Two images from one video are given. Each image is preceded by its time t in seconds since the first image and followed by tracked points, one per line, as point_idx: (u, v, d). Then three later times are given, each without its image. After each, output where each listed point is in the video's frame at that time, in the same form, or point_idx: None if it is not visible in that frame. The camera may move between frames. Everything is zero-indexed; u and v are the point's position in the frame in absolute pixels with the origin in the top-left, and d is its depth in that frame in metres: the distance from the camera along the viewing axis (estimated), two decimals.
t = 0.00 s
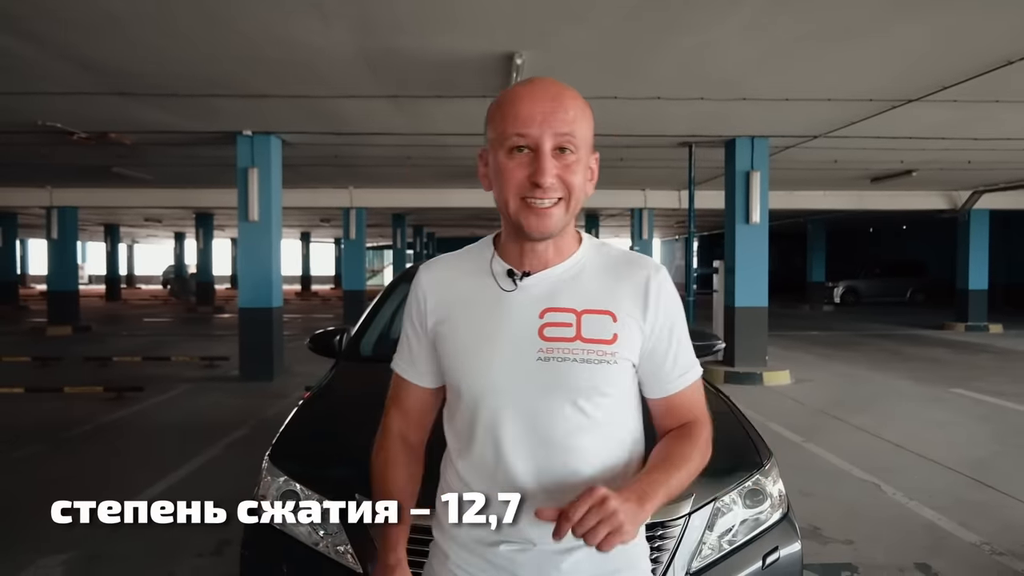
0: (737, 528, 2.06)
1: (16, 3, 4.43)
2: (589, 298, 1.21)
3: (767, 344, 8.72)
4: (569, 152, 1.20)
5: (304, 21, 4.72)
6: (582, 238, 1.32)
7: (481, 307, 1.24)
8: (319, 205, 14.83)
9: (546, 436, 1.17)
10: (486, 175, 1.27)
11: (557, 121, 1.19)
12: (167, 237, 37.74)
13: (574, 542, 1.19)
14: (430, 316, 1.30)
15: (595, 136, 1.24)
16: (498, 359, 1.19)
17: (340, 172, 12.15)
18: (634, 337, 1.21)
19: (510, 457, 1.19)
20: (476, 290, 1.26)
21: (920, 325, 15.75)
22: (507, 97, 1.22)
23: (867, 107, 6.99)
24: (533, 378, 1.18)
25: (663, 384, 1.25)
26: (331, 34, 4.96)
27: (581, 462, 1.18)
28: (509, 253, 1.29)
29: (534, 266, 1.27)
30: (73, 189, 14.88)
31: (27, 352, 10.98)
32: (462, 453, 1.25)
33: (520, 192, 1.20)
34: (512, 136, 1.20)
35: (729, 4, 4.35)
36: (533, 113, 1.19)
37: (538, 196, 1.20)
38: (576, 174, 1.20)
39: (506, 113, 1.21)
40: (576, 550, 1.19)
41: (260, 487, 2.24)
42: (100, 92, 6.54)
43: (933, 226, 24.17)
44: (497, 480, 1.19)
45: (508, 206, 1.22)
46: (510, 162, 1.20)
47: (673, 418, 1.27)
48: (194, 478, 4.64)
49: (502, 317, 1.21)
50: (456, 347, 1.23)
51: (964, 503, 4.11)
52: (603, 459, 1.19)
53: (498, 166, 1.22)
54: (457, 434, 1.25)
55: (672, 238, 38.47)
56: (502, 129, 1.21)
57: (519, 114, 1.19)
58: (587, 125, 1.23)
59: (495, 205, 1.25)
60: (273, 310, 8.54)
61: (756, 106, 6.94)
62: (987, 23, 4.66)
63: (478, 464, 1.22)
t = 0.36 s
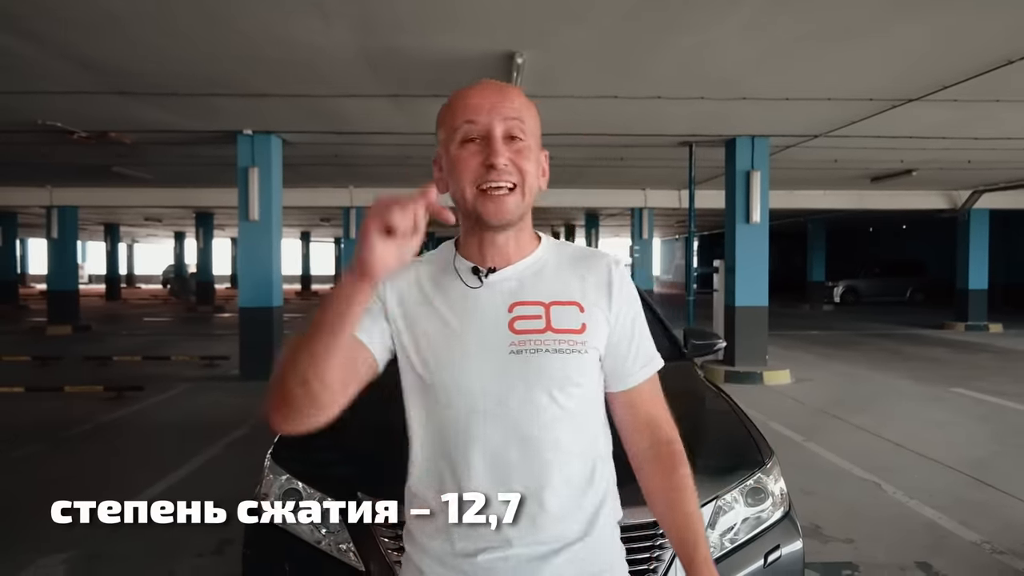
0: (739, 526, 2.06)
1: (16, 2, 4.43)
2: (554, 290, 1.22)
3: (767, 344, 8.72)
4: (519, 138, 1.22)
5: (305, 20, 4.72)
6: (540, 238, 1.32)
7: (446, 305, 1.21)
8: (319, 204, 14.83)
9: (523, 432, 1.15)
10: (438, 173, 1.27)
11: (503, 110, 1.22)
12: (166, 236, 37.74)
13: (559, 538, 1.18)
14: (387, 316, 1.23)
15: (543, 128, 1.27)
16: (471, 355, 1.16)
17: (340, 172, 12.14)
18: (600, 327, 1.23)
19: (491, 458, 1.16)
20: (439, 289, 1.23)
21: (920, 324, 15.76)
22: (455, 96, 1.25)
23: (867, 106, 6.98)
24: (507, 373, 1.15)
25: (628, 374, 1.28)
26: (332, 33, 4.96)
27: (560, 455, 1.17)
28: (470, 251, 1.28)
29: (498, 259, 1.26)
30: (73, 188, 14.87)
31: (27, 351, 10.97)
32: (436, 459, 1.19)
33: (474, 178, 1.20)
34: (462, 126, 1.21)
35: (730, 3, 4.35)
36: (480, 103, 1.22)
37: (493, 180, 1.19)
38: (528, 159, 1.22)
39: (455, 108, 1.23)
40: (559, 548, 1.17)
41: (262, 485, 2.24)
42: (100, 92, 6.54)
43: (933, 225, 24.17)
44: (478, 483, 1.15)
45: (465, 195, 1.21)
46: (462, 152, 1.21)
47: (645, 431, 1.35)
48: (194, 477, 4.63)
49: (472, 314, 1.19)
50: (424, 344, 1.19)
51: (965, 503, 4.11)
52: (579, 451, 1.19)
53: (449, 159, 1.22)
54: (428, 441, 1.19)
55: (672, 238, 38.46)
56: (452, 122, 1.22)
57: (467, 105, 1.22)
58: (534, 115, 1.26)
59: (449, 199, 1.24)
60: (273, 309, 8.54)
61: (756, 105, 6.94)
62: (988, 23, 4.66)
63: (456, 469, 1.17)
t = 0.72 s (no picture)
0: (741, 527, 2.07)
1: (17, 2, 4.44)
2: (552, 296, 1.24)
3: (768, 344, 8.72)
4: (519, 149, 1.21)
5: (306, 21, 4.73)
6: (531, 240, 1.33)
7: (446, 309, 1.19)
8: (320, 204, 14.83)
9: (527, 437, 1.16)
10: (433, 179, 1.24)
11: (505, 118, 1.19)
12: (167, 236, 37.78)
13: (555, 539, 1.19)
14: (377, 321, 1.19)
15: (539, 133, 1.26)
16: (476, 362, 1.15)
17: (341, 172, 12.14)
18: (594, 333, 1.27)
19: (495, 462, 1.15)
20: (437, 293, 1.21)
21: (920, 325, 15.74)
22: (450, 97, 1.20)
23: (868, 107, 6.98)
24: (513, 380, 1.15)
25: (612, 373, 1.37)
26: (333, 33, 4.97)
27: (558, 458, 1.19)
28: (464, 255, 1.26)
29: (494, 265, 1.26)
30: (73, 189, 14.88)
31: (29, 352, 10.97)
32: (434, 463, 1.16)
33: (475, 191, 1.18)
34: (463, 137, 1.18)
35: (731, 3, 4.36)
36: (481, 110, 1.18)
37: (496, 195, 1.18)
38: (527, 170, 1.21)
39: (453, 113, 1.19)
40: (553, 548, 1.19)
41: (264, 485, 2.25)
42: (101, 92, 6.54)
43: (934, 225, 24.14)
44: (481, 484, 1.13)
45: (465, 208, 1.19)
46: (461, 163, 1.18)
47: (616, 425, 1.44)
48: (196, 477, 4.64)
49: (474, 321, 1.18)
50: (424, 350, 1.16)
51: (966, 503, 4.11)
52: (572, 452, 1.22)
53: (447, 168, 1.19)
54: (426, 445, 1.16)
55: (673, 238, 38.45)
56: (450, 129, 1.18)
57: (467, 112, 1.18)
58: (531, 121, 1.25)
59: (447, 208, 1.21)
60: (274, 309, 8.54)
61: (757, 106, 6.95)
62: (989, 23, 4.67)
63: (458, 473, 1.15)
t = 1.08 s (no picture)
0: (741, 526, 2.07)
1: (17, 2, 4.44)
2: (545, 298, 1.23)
3: (768, 343, 8.73)
4: (517, 164, 1.19)
5: (306, 20, 4.73)
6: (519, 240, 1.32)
7: (441, 315, 1.17)
8: (320, 204, 14.82)
9: (526, 438, 1.16)
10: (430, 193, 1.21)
11: (504, 134, 1.16)
12: (166, 236, 37.76)
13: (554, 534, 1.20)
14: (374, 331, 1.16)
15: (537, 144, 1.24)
16: (476, 365, 1.14)
17: (340, 171, 12.14)
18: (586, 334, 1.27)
19: (496, 462, 1.15)
20: (431, 300, 1.18)
21: (920, 324, 15.73)
22: (447, 109, 1.16)
23: (868, 106, 6.98)
24: (511, 383, 1.15)
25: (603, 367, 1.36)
26: (333, 33, 4.97)
27: (556, 456, 1.20)
28: (458, 263, 1.23)
29: (489, 275, 1.24)
30: (73, 188, 14.88)
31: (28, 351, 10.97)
32: (433, 465, 1.15)
33: (474, 212, 1.17)
34: (462, 155, 1.15)
35: (731, 3, 4.35)
36: (481, 127, 1.15)
37: (495, 215, 1.17)
38: (524, 187, 1.20)
39: (451, 128, 1.15)
40: (551, 542, 1.19)
41: (264, 485, 2.24)
42: (101, 91, 6.54)
43: (933, 225, 24.14)
44: (481, 485, 1.13)
45: (463, 227, 1.18)
46: (460, 182, 1.16)
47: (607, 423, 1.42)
48: (196, 476, 4.64)
49: (470, 325, 1.16)
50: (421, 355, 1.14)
51: (966, 503, 4.10)
52: (566, 450, 1.22)
53: (445, 187, 1.17)
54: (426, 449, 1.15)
55: (672, 238, 38.45)
56: (449, 146, 1.15)
57: (467, 128, 1.14)
58: (530, 133, 1.22)
59: (443, 224, 1.20)
60: (273, 308, 8.54)
61: (757, 105, 6.95)
62: (989, 22, 4.67)
63: (457, 474, 1.14)
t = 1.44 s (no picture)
0: (743, 526, 2.07)
1: (18, 2, 4.44)
2: (546, 291, 1.23)
3: (768, 343, 8.72)
4: (512, 157, 1.21)
5: (306, 20, 4.73)
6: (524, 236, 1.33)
7: (439, 307, 1.19)
8: (320, 205, 14.83)
9: (522, 433, 1.16)
10: (432, 187, 1.26)
11: (495, 126, 1.20)
12: (167, 236, 37.79)
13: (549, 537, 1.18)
14: (371, 321, 1.20)
15: (534, 137, 1.26)
16: (469, 357, 1.15)
17: (341, 172, 12.14)
18: (590, 327, 1.25)
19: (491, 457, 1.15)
20: (429, 292, 1.21)
21: (921, 325, 15.73)
22: (444, 106, 1.22)
23: (869, 106, 6.98)
24: (506, 375, 1.16)
25: (623, 371, 1.34)
26: (334, 33, 4.97)
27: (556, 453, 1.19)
28: (462, 255, 1.27)
29: (491, 267, 1.26)
30: (73, 189, 14.88)
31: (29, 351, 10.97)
32: (430, 458, 1.17)
33: (468, 203, 1.20)
34: (455, 146, 1.20)
35: (732, 3, 4.36)
36: (473, 119, 1.19)
37: (488, 205, 1.20)
38: (519, 179, 1.22)
39: (446, 122, 1.20)
40: (548, 546, 1.18)
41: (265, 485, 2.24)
42: (101, 92, 6.54)
43: (933, 225, 24.13)
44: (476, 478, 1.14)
45: (460, 218, 1.22)
46: (455, 173, 1.20)
47: (669, 408, 1.39)
48: (196, 476, 4.64)
49: (467, 319, 1.18)
50: (416, 348, 1.17)
51: (967, 503, 4.10)
52: (570, 448, 1.21)
53: (443, 179, 1.22)
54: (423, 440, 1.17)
55: (672, 238, 38.45)
56: (444, 139, 1.20)
57: (460, 121, 1.19)
58: (526, 127, 1.25)
59: (445, 217, 1.24)
60: (274, 308, 8.54)
61: (757, 105, 6.95)
62: (989, 23, 4.67)
63: (452, 468, 1.15)
